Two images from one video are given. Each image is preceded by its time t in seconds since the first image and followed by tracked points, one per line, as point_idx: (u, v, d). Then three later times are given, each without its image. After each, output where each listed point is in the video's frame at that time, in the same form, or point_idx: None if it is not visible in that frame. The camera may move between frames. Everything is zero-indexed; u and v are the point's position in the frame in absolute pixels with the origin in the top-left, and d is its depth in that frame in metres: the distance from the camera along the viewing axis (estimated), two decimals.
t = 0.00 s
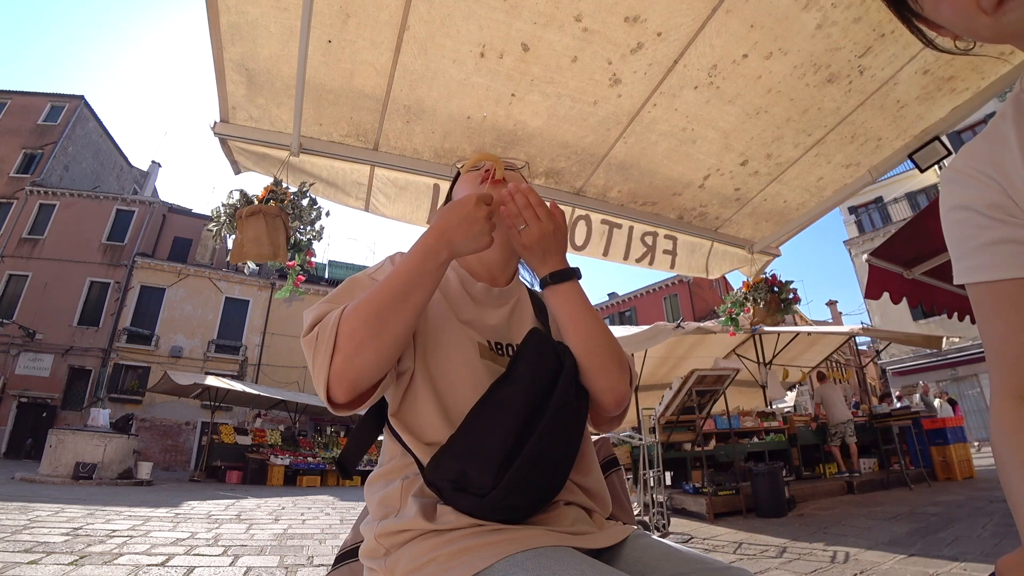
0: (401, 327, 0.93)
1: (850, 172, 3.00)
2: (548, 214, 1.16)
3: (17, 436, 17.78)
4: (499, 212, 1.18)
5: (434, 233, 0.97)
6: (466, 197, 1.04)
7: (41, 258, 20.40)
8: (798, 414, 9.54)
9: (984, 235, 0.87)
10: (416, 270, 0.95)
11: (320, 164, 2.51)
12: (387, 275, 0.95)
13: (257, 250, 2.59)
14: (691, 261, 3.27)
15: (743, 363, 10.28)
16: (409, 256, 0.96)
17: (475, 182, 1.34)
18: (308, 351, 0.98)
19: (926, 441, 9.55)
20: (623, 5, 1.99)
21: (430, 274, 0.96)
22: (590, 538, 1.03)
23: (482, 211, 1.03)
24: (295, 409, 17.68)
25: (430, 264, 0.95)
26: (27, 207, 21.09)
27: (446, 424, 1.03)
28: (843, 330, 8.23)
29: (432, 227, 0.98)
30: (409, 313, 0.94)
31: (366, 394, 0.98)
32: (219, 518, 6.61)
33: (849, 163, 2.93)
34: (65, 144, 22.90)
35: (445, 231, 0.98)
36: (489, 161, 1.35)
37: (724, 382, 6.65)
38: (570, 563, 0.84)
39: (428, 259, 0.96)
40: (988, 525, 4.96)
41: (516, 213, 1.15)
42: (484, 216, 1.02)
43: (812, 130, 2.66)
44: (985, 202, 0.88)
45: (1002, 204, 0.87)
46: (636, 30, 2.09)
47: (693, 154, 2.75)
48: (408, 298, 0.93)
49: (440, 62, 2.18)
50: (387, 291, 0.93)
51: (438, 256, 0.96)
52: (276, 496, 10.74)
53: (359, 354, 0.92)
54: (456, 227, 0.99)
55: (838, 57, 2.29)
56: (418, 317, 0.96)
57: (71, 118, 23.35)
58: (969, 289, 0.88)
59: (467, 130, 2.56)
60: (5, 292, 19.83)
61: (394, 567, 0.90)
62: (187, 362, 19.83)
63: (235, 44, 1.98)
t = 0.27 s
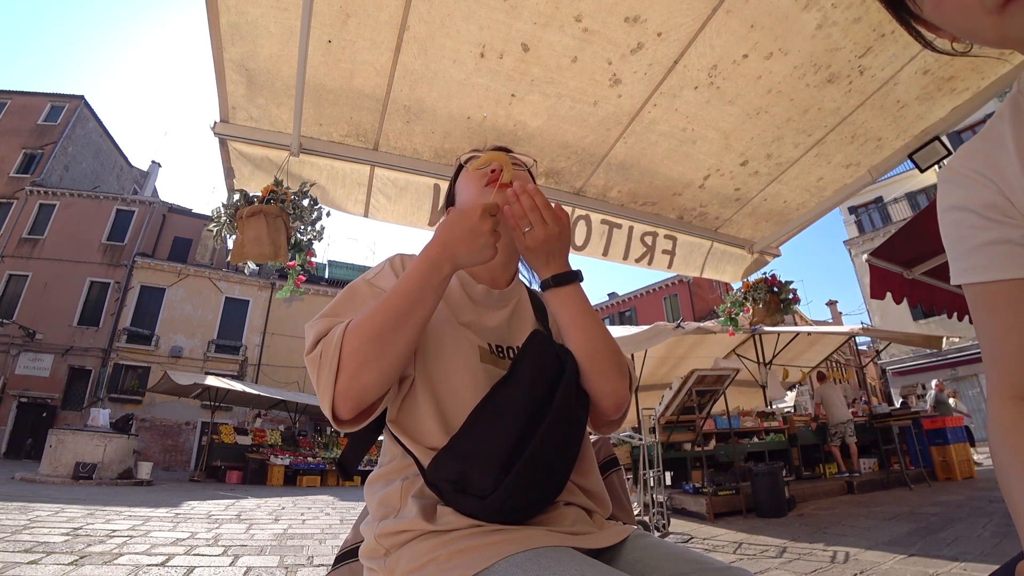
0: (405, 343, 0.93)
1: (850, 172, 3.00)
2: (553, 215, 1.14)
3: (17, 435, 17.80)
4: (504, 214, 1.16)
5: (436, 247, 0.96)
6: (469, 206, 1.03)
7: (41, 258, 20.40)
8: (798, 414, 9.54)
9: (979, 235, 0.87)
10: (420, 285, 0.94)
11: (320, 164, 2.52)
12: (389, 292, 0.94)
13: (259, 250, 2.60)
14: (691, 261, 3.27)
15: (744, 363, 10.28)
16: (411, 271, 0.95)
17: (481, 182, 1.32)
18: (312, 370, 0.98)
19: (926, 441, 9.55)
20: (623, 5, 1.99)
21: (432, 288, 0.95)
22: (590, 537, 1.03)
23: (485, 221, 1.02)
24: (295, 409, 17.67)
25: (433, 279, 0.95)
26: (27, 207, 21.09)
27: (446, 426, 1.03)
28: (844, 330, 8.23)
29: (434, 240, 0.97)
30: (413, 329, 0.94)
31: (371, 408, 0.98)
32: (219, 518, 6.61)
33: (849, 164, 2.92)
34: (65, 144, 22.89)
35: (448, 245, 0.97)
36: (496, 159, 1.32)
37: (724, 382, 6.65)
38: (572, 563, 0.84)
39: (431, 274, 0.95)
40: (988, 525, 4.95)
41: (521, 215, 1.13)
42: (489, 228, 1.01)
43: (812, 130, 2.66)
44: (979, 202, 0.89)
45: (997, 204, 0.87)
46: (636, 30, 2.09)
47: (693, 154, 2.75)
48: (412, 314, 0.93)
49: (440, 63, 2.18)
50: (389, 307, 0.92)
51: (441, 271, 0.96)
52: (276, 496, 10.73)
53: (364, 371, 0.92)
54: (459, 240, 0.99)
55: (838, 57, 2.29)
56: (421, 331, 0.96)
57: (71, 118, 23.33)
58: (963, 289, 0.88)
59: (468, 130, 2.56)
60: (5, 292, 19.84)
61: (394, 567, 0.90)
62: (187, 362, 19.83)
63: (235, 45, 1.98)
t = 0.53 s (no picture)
0: (405, 350, 0.93)
1: (850, 173, 3.00)
2: (555, 217, 1.13)
3: (17, 435, 17.81)
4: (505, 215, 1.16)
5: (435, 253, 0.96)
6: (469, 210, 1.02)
7: (41, 258, 20.41)
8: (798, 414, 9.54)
9: (978, 235, 0.86)
10: (419, 292, 0.94)
11: (320, 164, 2.51)
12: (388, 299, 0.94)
13: (259, 250, 2.60)
14: (691, 261, 3.27)
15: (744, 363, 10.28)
16: (411, 276, 0.95)
17: (484, 181, 1.31)
18: (312, 378, 0.98)
19: (926, 441, 9.55)
20: (623, 5, 1.99)
21: (432, 294, 0.95)
22: (590, 537, 1.03)
23: (486, 226, 1.02)
24: (295, 409, 17.66)
25: (433, 284, 0.95)
26: (27, 207, 21.08)
27: (446, 427, 1.03)
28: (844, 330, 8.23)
29: (433, 246, 0.97)
30: (412, 337, 0.94)
31: (372, 414, 0.99)
32: (219, 518, 6.61)
33: (849, 164, 2.93)
34: (65, 144, 22.88)
35: (447, 251, 0.97)
36: (499, 158, 1.31)
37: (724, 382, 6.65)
38: (573, 563, 0.84)
39: (431, 280, 0.95)
40: (988, 525, 4.95)
41: (522, 216, 1.13)
42: (489, 233, 1.01)
43: (812, 130, 2.66)
44: (978, 202, 0.88)
45: (995, 205, 0.87)
46: (636, 31, 2.09)
47: (693, 154, 2.75)
48: (411, 322, 0.93)
49: (440, 63, 2.18)
50: (388, 315, 0.92)
51: (440, 278, 0.96)
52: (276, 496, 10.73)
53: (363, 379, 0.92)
54: (459, 245, 0.98)
55: (838, 58, 2.29)
56: (420, 338, 0.96)
57: (72, 118, 23.33)
58: (961, 290, 0.88)
59: (468, 130, 2.56)
60: (5, 292, 19.83)
61: (394, 568, 0.90)
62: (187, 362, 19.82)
63: (235, 45, 1.98)
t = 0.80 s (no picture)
0: (404, 355, 0.93)
1: (850, 173, 3.00)
2: (556, 217, 1.13)
3: (17, 435, 17.81)
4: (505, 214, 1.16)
5: (434, 256, 0.96)
6: (469, 213, 1.02)
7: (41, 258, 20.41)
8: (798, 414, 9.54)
9: (977, 235, 0.86)
10: (417, 297, 0.94)
11: (320, 164, 2.51)
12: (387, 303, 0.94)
13: (259, 251, 2.60)
14: (691, 261, 3.26)
15: (744, 363, 10.28)
16: (409, 280, 0.95)
17: (484, 180, 1.31)
18: (310, 383, 0.97)
19: (926, 441, 9.55)
20: (623, 5, 1.99)
21: (431, 298, 0.95)
22: (591, 536, 1.03)
23: (485, 227, 1.02)
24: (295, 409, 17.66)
25: (431, 288, 0.95)
26: (27, 206, 21.08)
27: (445, 427, 1.03)
28: (844, 330, 8.23)
29: (432, 248, 0.97)
30: (412, 340, 0.94)
31: (371, 419, 0.99)
32: (219, 518, 6.62)
33: (849, 164, 2.93)
34: (65, 144, 22.88)
35: (447, 254, 0.97)
36: (500, 157, 1.31)
37: (724, 382, 6.64)
38: (574, 563, 0.84)
39: (429, 284, 0.95)
40: (988, 525, 4.96)
41: (523, 216, 1.12)
42: (489, 235, 1.01)
43: (812, 130, 2.66)
44: (979, 202, 0.88)
45: (997, 205, 0.87)
46: (636, 31, 2.09)
47: (693, 154, 2.75)
48: (410, 326, 0.94)
49: (440, 63, 2.18)
50: (387, 318, 0.92)
51: (439, 281, 0.96)
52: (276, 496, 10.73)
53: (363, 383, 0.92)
54: (457, 248, 0.98)
55: (838, 58, 2.29)
56: (419, 341, 0.96)
57: (71, 118, 23.32)
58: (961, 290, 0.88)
59: (468, 130, 2.56)
60: (5, 293, 19.83)
61: (394, 568, 0.90)
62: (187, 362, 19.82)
63: (235, 44, 1.98)
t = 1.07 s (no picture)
0: (403, 357, 0.93)
1: (850, 173, 3.00)
2: (556, 217, 1.13)
3: (17, 435, 17.81)
4: (506, 214, 1.16)
5: (433, 258, 0.96)
6: (469, 216, 1.02)
7: (41, 258, 20.41)
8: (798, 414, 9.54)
9: (977, 237, 0.86)
10: (416, 299, 0.94)
11: (320, 164, 2.51)
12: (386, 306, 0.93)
13: (258, 250, 2.59)
14: (692, 261, 3.26)
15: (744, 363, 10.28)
16: (407, 282, 0.95)
17: (487, 180, 1.31)
18: (312, 386, 0.98)
19: (926, 441, 9.55)
20: (623, 5, 1.99)
21: (430, 300, 0.95)
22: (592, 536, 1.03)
23: (486, 229, 1.01)
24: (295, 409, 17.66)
25: (430, 290, 0.95)
26: (27, 206, 21.08)
27: (444, 427, 1.03)
28: (844, 330, 8.23)
29: (431, 250, 0.97)
30: (410, 343, 0.94)
31: (371, 421, 0.99)
32: (219, 518, 6.62)
33: (849, 163, 2.92)
34: (65, 144, 22.88)
35: (446, 256, 0.97)
36: (502, 156, 1.31)
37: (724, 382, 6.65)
38: (573, 564, 0.84)
39: (428, 286, 0.95)
40: (988, 525, 4.96)
41: (523, 215, 1.12)
42: (489, 236, 1.01)
43: (812, 131, 2.66)
44: (979, 201, 0.88)
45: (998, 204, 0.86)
46: (637, 31, 2.09)
47: (692, 155, 2.75)
48: (409, 326, 0.94)
49: (440, 63, 2.18)
50: (386, 321, 0.92)
51: (438, 284, 0.96)
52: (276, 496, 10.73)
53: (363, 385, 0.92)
54: (456, 250, 0.98)
55: (838, 58, 2.29)
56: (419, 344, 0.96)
57: (71, 118, 23.30)
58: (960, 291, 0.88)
59: (468, 131, 2.56)
60: (5, 293, 19.83)
61: (393, 568, 0.90)
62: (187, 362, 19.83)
63: (235, 45, 1.98)
